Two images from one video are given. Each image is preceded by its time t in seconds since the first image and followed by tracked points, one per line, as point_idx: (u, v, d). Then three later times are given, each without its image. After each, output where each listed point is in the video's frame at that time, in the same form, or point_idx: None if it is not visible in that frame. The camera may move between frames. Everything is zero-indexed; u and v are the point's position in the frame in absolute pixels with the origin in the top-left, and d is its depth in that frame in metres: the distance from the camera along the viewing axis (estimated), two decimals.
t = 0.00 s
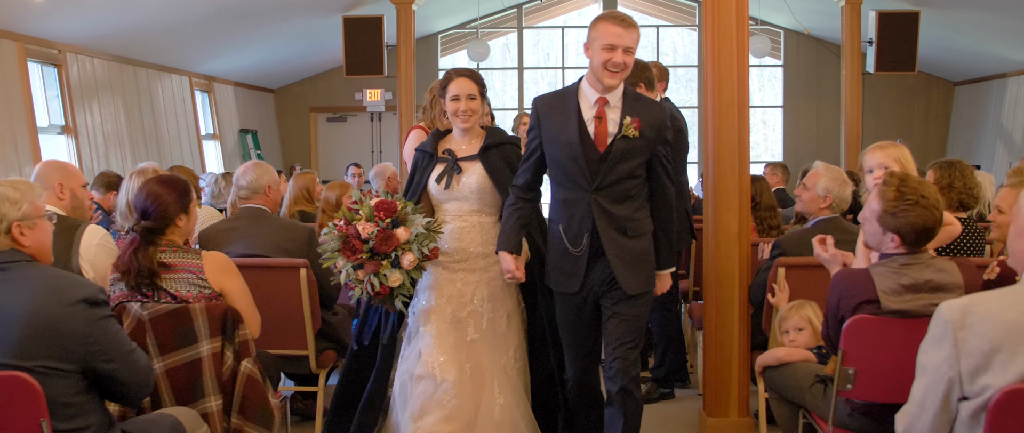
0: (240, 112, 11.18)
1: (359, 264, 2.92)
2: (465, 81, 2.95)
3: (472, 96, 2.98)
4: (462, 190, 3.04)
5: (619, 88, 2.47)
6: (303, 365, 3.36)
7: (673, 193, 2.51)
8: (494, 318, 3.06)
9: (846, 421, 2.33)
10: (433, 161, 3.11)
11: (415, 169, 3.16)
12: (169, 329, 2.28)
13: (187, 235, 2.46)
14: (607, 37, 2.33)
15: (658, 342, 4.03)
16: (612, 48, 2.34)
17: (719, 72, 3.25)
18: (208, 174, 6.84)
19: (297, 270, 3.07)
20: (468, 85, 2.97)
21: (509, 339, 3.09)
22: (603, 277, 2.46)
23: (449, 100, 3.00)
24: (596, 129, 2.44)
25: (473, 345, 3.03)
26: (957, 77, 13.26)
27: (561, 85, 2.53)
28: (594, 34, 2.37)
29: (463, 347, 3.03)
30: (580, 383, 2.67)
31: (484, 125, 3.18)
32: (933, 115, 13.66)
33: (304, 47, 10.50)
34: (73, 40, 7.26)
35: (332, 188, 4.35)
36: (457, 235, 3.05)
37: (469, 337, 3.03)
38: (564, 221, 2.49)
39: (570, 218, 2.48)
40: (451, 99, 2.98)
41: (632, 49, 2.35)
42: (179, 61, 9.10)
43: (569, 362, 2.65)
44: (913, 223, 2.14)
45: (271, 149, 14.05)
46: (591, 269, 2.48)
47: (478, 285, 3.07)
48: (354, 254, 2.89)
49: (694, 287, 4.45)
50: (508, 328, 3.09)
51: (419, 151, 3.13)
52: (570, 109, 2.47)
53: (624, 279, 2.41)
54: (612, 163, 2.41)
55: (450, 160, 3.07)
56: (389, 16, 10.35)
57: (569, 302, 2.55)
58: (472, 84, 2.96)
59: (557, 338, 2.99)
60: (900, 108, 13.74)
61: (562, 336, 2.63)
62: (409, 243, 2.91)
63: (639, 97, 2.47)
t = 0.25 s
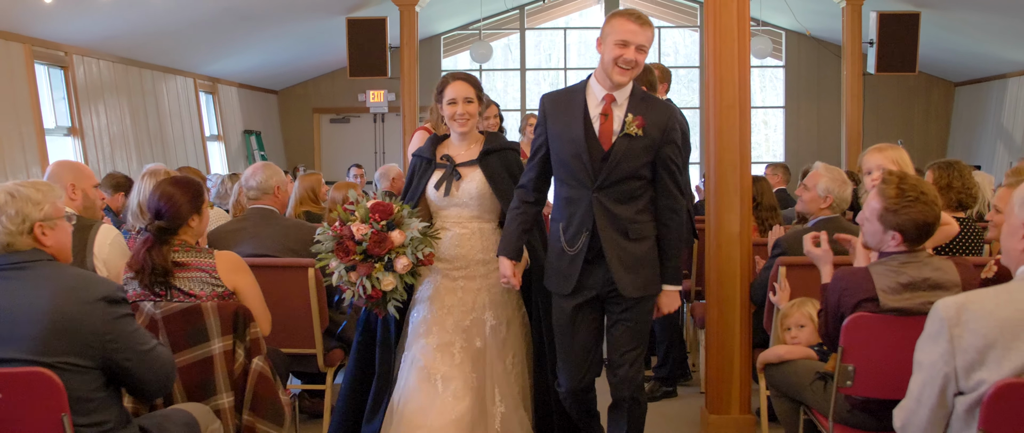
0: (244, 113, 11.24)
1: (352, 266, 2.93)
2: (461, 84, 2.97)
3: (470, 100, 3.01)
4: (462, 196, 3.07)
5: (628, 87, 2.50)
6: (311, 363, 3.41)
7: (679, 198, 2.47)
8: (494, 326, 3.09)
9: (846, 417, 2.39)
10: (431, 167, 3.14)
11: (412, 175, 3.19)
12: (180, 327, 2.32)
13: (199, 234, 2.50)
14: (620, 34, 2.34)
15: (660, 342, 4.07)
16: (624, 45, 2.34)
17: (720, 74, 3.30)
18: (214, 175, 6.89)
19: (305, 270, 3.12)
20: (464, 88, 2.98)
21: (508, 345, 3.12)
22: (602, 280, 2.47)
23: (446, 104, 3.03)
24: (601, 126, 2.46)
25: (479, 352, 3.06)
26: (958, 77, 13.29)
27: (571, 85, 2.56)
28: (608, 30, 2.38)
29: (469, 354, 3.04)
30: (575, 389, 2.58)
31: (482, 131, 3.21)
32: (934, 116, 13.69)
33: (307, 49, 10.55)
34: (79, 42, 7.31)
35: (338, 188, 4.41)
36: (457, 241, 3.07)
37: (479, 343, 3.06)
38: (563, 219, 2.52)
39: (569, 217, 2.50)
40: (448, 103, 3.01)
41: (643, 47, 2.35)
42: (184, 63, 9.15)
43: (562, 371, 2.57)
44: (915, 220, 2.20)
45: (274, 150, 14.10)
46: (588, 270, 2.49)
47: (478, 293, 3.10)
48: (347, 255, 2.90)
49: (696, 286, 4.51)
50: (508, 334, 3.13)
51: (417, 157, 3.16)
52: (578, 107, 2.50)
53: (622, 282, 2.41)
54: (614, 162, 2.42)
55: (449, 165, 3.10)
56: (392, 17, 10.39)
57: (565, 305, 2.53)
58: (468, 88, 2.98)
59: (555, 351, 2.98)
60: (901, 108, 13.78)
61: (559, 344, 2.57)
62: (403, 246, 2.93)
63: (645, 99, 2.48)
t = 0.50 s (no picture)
0: (246, 112, 11.30)
1: (344, 269, 2.89)
2: (454, 85, 2.96)
3: (462, 99, 3.00)
4: (456, 196, 3.07)
5: (630, 77, 2.39)
6: (316, 359, 3.46)
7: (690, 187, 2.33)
8: (488, 327, 3.11)
9: (842, 410, 2.44)
10: (424, 168, 3.13)
11: (405, 175, 3.18)
12: (189, 322, 2.35)
13: (208, 233, 2.56)
14: (620, 22, 2.24)
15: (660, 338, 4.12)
16: (625, 33, 2.25)
17: (720, 75, 3.35)
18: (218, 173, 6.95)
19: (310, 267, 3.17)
20: (456, 87, 2.97)
21: (508, 344, 3.17)
22: (598, 273, 2.38)
23: (439, 104, 3.01)
24: (602, 117, 2.36)
25: (474, 354, 3.06)
26: (956, 76, 13.35)
27: (573, 76, 2.46)
28: (610, 19, 2.28)
29: (466, 356, 3.03)
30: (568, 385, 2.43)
31: (476, 132, 3.21)
32: (932, 115, 13.75)
33: (309, 48, 10.60)
34: (84, 42, 7.36)
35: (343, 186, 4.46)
36: (451, 243, 3.07)
37: (472, 345, 3.05)
38: (563, 212, 2.41)
39: (569, 211, 2.39)
40: (440, 103, 2.99)
41: (645, 36, 2.26)
42: (187, 63, 9.20)
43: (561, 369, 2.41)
44: (911, 218, 2.27)
45: (276, 149, 14.16)
46: (585, 264, 2.38)
47: (471, 295, 3.09)
48: (338, 258, 2.86)
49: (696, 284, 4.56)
50: (500, 335, 3.14)
51: (410, 158, 3.16)
52: (579, 97, 2.39)
53: (612, 278, 2.32)
54: (612, 154, 2.32)
55: (442, 167, 3.09)
56: (393, 16, 10.43)
57: (561, 300, 2.41)
58: (460, 88, 2.97)
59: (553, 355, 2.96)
60: (900, 107, 13.83)
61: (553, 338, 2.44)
62: (394, 246, 2.91)
63: (648, 91, 2.38)
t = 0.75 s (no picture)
0: (248, 113, 11.35)
1: (335, 268, 2.82)
2: (444, 82, 2.90)
3: (452, 97, 2.94)
4: (448, 195, 3.01)
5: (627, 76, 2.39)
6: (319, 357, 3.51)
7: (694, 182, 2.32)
8: (480, 329, 3.08)
9: (836, 405, 2.50)
10: (416, 167, 3.08)
11: (395, 175, 3.12)
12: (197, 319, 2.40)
13: (216, 232, 2.62)
14: (616, 20, 2.22)
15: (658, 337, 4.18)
16: (620, 31, 2.22)
17: (717, 76, 3.40)
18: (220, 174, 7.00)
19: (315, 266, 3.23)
20: (446, 85, 2.91)
21: (499, 345, 3.16)
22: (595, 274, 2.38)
23: (428, 102, 2.96)
24: (599, 117, 2.35)
25: (464, 357, 3.04)
26: (954, 77, 13.41)
27: (570, 76, 2.45)
28: (602, 19, 2.26)
29: (460, 359, 3.03)
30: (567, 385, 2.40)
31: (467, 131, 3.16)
32: (930, 115, 13.80)
33: (310, 49, 10.65)
34: (87, 44, 7.41)
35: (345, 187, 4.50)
36: (443, 242, 3.03)
37: (459, 348, 3.03)
38: (561, 213, 2.39)
39: (567, 211, 2.37)
40: (430, 100, 2.94)
41: (641, 34, 2.25)
42: (189, 64, 9.25)
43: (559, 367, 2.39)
44: (903, 217, 2.33)
45: (277, 150, 14.22)
46: (582, 264, 2.37)
47: (462, 298, 3.05)
48: (329, 258, 2.78)
49: (694, 283, 4.62)
50: (492, 336, 3.13)
51: (400, 157, 3.11)
52: (575, 98, 2.39)
53: (608, 283, 2.35)
54: (610, 155, 2.31)
55: (434, 165, 3.04)
56: (394, 18, 10.49)
57: (557, 301, 2.39)
58: (450, 85, 2.91)
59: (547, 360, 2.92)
60: (898, 108, 13.88)
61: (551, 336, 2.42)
62: (386, 241, 2.85)
63: (646, 88, 2.37)
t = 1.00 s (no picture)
0: (248, 114, 11.42)
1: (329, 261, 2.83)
2: (432, 77, 2.93)
3: (441, 92, 2.97)
4: (441, 190, 3.05)
5: (616, 79, 2.35)
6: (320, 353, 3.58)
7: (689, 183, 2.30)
8: (476, 324, 3.08)
9: (825, 400, 2.56)
10: (407, 162, 3.10)
11: (386, 170, 3.14)
12: (203, 315, 2.45)
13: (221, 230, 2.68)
14: (601, 27, 2.19)
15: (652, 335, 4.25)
16: (606, 38, 2.20)
17: (711, 78, 3.47)
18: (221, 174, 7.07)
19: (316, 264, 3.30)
20: (434, 80, 2.94)
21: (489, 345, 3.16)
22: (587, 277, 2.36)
23: (417, 97, 2.99)
24: (590, 121, 2.32)
25: (459, 357, 3.00)
26: (949, 79, 13.50)
27: (559, 78, 2.43)
28: (587, 25, 2.23)
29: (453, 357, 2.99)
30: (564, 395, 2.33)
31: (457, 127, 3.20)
32: (925, 117, 13.89)
33: (309, 50, 10.71)
34: (89, 44, 7.47)
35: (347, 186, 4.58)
36: (436, 238, 3.05)
37: (453, 349, 2.99)
38: (553, 219, 2.38)
39: (560, 216, 2.36)
40: (419, 96, 2.97)
41: (627, 38, 2.21)
42: (189, 65, 9.31)
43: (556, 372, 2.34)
44: (890, 214, 2.39)
45: (276, 150, 14.28)
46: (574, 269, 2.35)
47: (457, 293, 3.07)
48: (322, 251, 2.81)
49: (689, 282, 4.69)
50: (485, 334, 3.12)
51: (390, 153, 3.13)
52: (564, 101, 2.36)
53: (595, 286, 2.34)
54: (601, 158, 2.28)
55: (426, 161, 3.07)
56: (393, 20, 10.55)
57: (552, 307, 2.37)
58: (438, 79, 2.94)
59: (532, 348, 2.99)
60: (894, 110, 13.95)
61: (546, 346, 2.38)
62: (379, 234, 2.86)
63: (636, 90, 2.35)
